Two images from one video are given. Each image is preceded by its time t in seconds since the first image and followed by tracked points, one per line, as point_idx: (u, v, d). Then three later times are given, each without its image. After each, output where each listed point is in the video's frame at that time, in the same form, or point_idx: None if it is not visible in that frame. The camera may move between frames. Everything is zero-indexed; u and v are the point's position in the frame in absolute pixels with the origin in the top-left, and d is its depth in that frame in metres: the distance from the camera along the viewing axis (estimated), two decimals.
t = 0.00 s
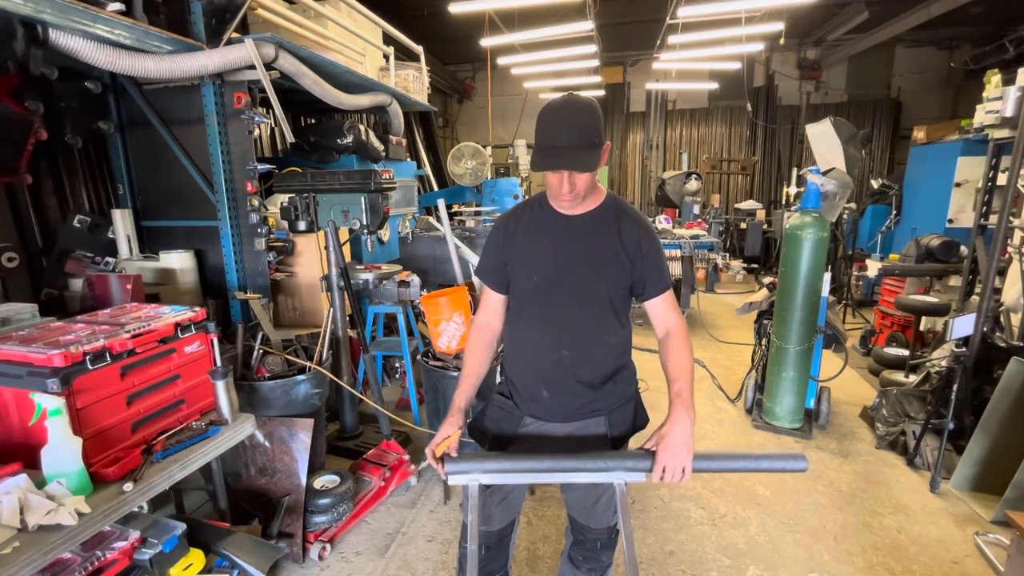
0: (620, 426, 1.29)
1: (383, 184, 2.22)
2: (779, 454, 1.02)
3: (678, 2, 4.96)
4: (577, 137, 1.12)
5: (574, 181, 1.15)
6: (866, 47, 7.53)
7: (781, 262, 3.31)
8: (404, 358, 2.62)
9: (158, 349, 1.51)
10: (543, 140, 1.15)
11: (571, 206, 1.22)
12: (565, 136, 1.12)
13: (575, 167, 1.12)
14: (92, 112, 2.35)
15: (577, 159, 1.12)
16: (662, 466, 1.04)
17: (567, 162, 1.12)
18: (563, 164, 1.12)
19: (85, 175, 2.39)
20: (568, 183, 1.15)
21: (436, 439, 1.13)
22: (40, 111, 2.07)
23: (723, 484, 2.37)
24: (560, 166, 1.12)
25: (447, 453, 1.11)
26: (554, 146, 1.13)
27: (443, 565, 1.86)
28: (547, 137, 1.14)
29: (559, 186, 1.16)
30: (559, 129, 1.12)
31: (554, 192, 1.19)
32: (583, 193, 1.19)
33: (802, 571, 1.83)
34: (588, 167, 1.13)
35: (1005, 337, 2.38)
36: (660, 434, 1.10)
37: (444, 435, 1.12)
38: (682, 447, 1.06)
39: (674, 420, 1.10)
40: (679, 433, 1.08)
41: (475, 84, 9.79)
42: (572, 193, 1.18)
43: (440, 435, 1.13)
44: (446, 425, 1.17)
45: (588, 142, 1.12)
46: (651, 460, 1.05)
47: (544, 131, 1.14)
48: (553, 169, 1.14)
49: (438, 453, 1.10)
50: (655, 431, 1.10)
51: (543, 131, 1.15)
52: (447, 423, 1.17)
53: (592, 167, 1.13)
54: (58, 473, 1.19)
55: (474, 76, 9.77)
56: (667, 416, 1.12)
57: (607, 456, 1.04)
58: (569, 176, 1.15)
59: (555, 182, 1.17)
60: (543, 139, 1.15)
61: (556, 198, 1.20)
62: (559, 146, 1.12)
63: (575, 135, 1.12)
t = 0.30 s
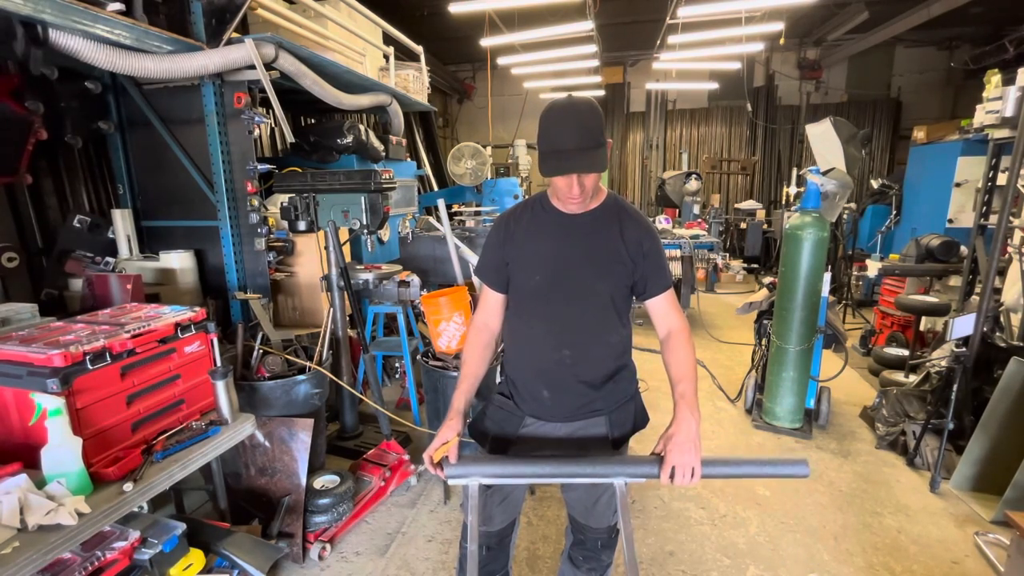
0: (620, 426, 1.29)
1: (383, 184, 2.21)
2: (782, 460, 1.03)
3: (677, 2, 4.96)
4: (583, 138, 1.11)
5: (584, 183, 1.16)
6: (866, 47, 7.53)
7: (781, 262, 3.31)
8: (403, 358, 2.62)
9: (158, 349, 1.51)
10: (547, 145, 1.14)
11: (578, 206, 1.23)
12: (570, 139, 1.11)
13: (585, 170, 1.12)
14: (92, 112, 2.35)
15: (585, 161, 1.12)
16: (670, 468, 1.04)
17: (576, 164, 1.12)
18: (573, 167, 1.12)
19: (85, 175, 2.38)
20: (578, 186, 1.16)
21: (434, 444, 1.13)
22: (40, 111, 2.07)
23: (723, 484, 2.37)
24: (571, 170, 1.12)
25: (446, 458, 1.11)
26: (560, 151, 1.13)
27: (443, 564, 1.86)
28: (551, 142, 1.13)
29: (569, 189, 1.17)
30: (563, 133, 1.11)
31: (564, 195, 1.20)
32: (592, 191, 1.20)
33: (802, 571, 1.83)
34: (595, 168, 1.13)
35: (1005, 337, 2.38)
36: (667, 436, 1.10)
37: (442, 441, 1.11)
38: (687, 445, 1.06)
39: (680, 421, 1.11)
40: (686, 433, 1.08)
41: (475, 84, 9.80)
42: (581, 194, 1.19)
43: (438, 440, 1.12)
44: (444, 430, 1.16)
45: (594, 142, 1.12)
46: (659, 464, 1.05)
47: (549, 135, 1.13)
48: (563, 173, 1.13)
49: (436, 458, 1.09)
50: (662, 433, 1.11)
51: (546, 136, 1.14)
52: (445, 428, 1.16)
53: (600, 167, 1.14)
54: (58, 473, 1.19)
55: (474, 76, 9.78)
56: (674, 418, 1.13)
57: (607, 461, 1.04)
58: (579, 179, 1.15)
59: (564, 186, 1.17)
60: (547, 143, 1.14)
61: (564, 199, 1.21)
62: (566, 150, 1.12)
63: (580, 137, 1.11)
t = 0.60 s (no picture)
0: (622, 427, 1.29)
1: (383, 184, 2.21)
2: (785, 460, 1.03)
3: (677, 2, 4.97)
4: (581, 140, 1.12)
5: (576, 182, 1.15)
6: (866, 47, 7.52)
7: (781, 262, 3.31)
8: (403, 358, 2.62)
9: (158, 349, 1.51)
10: (547, 144, 1.16)
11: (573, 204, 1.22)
12: (569, 139, 1.12)
13: (578, 171, 1.11)
14: (92, 112, 2.35)
15: (580, 162, 1.12)
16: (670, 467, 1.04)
17: (570, 164, 1.12)
18: (566, 166, 1.12)
19: (85, 175, 2.38)
20: (569, 185, 1.15)
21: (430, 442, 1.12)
22: (40, 111, 2.06)
23: (723, 484, 2.37)
24: (563, 168, 1.12)
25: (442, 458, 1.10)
26: (558, 149, 1.14)
27: (443, 565, 1.85)
28: (551, 140, 1.15)
29: (559, 187, 1.16)
30: (563, 132, 1.13)
31: (556, 193, 1.18)
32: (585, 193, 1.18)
33: (803, 571, 1.83)
34: (589, 169, 1.12)
35: (1005, 337, 2.37)
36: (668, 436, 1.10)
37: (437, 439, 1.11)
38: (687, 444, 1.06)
39: (683, 421, 1.10)
40: (688, 432, 1.08)
41: (475, 84, 9.80)
42: (572, 195, 1.17)
43: (432, 436, 1.12)
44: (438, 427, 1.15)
45: (593, 146, 1.13)
46: (659, 466, 1.04)
47: (548, 134, 1.15)
48: (555, 169, 1.13)
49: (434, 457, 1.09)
50: (663, 434, 1.10)
51: (546, 135, 1.16)
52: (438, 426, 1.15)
53: (593, 171, 1.13)
54: (58, 473, 1.19)
55: (474, 76, 9.78)
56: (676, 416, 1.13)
57: (608, 464, 1.04)
58: (570, 178, 1.14)
59: (556, 184, 1.16)
60: (545, 143, 1.16)
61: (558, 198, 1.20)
62: (563, 149, 1.13)
63: (579, 139, 1.12)
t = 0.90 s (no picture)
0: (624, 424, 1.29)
1: (383, 184, 2.21)
2: (781, 451, 1.04)
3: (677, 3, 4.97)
4: (580, 139, 1.12)
5: (574, 181, 1.15)
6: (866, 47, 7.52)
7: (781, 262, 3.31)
8: (404, 358, 2.62)
9: (158, 349, 1.51)
10: (546, 143, 1.16)
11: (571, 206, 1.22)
12: (568, 138, 1.12)
13: (576, 170, 1.11)
14: (92, 112, 2.35)
15: (579, 161, 1.12)
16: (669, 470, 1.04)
17: (568, 163, 1.11)
18: (564, 165, 1.12)
19: (85, 175, 2.38)
20: (567, 183, 1.15)
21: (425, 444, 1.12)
22: (40, 111, 2.06)
23: (723, 484, 2.37)
24: (560, 166, 1.12)
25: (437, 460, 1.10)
26: (557, 147, 1.14)
27: (443, 565, 1.86)
28: (550, 138, 1.15)
29: (557, 185, 1.16)
30: (563, 130, 1.13)
31: (554, 191, 1.18)
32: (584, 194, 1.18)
33: (803, 571, 1.83)
34: (588, 169, 1.12)
35: (1005, 337, 2.37)
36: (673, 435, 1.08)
37: (432, 439, 1.11)
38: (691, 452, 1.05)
39: (687, 423, 1.08)
40: (692, 437, 1.06)
41: (475, 84, 9.81)
42: (571, 194, 1.17)
43: (426, 438, 1.12)
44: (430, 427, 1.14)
45: (593, 146, 1.13)
46: (658, 467, 1.04)
47: (548, 132, 1.15)
48: (552, 167, 1.13)
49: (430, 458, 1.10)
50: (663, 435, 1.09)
51: (546, 133, 1.17)
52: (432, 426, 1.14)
53: (592, 170, 1.12)
54: (58, 473, 1.19)
55: (474, 76, 9.78)
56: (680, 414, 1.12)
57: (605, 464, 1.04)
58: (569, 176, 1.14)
59: (554, 182, 1.16)
60: (545, 140, 1.16)
61: (556, 198, 1.20)
62: (562, 147, 1.13)
63: (579, 138, 1.12)
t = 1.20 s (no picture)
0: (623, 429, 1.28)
1: (382, 184, 2.21)
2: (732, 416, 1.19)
3: (677, 3, 4.97)
4: (574, 133, 1.12)
5: (570, 176, 1.15)
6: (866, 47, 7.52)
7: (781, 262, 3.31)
8: (403, 358, 2.62)
9: (158, 349, 1.51)
10: (540, 138, 1.16)
11: (570, 205, 1.22)
12: (562, 132, 1.12)
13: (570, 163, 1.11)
14: (92, 112, 2.35)
15: (573, 154, 1.11)
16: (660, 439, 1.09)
17: (564, 155, 1.11)
18: (558, 159, 1.11)
19: (85, 175, 2.38)
20: (564, 177, 1.15)
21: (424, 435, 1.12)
22: (40, 111, 2.06)
23: (723, 484, 2.37)
24: (556, 159, 1.12)
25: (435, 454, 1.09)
26: (551, 142, 1.13)
27: (443, 564, 1.86)
28: (545, 132, 1.15)
29: (554, 179, 1.15)
30: (556, 124, 1.13)
31: (552, 189, 1.19)
32: (581, 189, 1.18)
33: (802, 571, 1.83)
34: (582, 163, 1.12)
35: (1005, 337, 2.37)
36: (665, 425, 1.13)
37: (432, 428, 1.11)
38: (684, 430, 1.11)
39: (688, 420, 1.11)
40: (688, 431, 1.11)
41: (475, 84, 9.80)
42: (568, 189, 1.17)
43: (426, 428, 1.11)
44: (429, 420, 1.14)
45: (587, 139, 1.12)
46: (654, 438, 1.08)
47: (542, 127, 1.15)
48: (549, 161, 1.13)
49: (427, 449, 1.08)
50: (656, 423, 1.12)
51: (541, 128, 1.17)
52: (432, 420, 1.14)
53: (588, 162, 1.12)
54: (58, 473, 1.19)
55: (474, 76, 9.77)
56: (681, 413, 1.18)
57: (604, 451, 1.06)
58: (565, 171, 1.14)
59: (551, 177, 1.16)
60: (539, 136, 1.16)
61: (554, 197, 1.21)
62: (556, 141, 1.13)
63: (573, 132, 1.12)
